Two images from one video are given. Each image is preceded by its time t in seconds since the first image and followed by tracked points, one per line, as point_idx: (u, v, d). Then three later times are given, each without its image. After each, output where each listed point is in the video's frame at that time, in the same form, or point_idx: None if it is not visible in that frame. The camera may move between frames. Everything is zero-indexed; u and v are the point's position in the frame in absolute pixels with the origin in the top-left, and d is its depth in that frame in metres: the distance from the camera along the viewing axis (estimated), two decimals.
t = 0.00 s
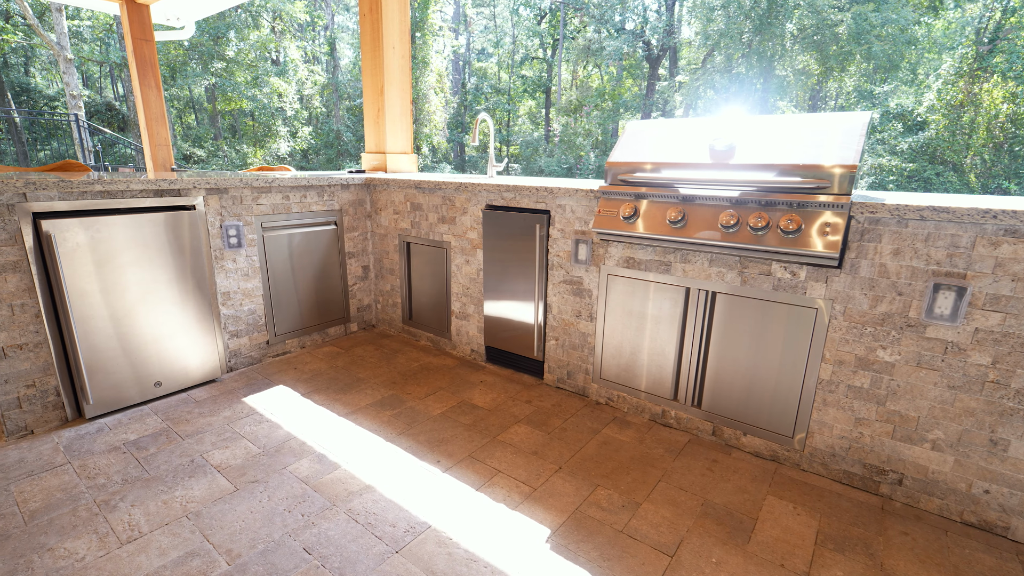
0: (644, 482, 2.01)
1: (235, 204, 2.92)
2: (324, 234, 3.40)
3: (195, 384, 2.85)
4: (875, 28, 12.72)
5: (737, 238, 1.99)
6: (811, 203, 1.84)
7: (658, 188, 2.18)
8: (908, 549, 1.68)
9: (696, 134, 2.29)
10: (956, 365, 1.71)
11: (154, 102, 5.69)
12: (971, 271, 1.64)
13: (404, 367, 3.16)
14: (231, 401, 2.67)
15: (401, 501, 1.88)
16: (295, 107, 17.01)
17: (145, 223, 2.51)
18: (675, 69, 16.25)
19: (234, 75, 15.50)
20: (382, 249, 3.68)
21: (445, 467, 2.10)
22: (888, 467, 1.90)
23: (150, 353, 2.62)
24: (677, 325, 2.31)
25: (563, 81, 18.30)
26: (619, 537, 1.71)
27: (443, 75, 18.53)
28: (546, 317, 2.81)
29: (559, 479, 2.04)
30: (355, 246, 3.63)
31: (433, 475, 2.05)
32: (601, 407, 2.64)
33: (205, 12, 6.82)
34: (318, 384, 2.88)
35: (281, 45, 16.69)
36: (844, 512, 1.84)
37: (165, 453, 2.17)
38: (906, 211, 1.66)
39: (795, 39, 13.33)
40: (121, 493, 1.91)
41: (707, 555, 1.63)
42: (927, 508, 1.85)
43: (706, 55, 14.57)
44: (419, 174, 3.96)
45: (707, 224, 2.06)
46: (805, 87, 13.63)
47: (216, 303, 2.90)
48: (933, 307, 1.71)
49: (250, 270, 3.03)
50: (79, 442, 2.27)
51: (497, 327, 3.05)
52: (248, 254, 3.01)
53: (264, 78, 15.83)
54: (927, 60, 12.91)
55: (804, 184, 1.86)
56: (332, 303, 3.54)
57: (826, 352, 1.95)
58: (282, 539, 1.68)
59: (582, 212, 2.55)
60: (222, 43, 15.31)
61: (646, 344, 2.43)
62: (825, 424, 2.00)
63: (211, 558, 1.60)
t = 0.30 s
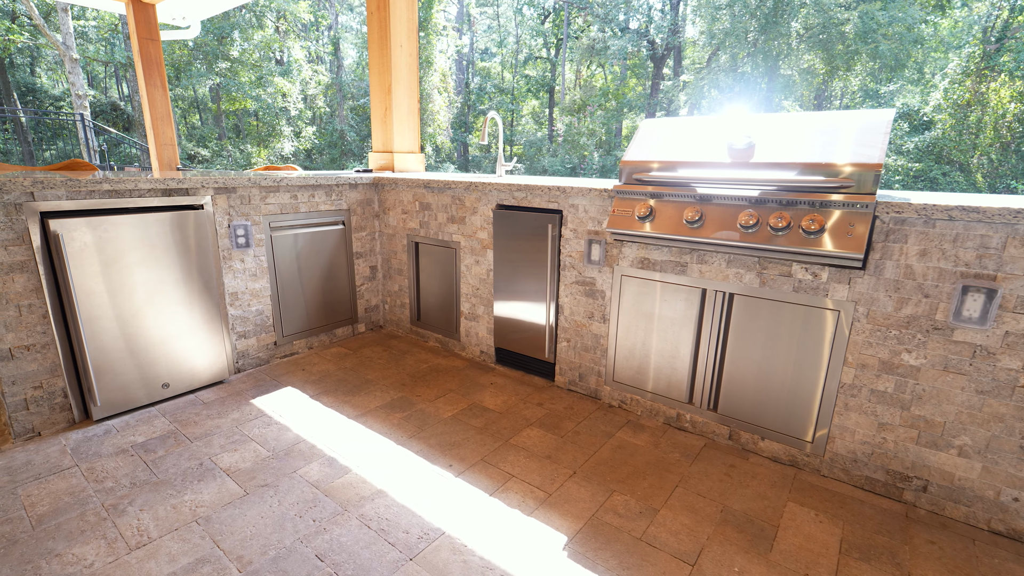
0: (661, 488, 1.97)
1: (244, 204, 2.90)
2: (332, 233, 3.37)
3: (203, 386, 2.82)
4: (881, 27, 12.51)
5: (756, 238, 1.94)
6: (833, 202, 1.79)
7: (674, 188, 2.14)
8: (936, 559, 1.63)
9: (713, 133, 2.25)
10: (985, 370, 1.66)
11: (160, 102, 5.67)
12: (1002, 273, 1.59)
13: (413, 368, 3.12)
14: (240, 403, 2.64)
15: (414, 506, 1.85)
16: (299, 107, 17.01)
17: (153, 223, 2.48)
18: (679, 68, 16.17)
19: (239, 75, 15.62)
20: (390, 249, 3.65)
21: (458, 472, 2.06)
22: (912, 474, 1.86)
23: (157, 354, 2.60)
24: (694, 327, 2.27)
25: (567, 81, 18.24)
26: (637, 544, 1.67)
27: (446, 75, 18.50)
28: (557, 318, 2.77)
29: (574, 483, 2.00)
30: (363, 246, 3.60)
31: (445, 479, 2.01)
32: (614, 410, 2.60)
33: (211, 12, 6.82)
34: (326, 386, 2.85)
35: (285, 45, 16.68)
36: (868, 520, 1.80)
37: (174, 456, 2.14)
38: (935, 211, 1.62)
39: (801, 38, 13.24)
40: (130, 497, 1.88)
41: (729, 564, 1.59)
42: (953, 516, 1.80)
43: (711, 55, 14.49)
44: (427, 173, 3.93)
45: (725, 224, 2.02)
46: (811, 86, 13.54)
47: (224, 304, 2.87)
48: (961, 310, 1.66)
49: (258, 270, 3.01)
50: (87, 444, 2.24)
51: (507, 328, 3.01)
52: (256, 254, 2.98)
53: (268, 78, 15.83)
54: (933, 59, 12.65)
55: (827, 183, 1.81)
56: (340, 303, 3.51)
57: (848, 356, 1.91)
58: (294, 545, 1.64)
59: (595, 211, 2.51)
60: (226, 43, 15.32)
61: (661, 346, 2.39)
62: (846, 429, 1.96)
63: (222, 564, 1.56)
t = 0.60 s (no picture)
0: (679, 494, 1.92)
1: (253, 204, 2.87)
2: (340, 233, 3.34)
3: (211, 387, 2.79)
4: (890, 25, 12.42)
5: (778, 240, 1.90)
6: (858, 203, 1.74)
7: (692, 187, 2.10)
8: (966, 570, 1.58)
9: (732, 132, 2.21)
10: (1017, 375, 1.61)
11: (167, 102, 5.66)
12: None
13: (422, 369, 3.09)
14: (248, 404, 2.61)
15: (427, 512, 1.81)
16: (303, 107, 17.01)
17: (162, 223, 2.45)
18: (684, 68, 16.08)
19: (243, 75, 15.47)
20: (398, 249, 3.62)
21: (471, 476, 2.02)
22: (938, 481, 1.81)
23: (166, 355, 2.57)
24: (711, 329, 2.22)
25: (571, 81, 18.18)
26: (657, 553, 1.63)
27: (450, 75, 18.46)
28: (570, 319, 2.73)
29: (590, 489, 1.95)
30: (371, 246, 3.57)
31: (458, 484, 1.97)
32: (627, 413, 2.56)
33: (216, 12, 6.82)
34: (335, 387, 2.81)
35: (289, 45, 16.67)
36: (893, 529, 1.75)
37: (183, 459, 2.11)
38: (967, 211, 1.56)
39: (807, 37, 13.13)
40: (138, 501, 1.85)
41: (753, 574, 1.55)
42: (981, 525, 1.75)
43: (716, 54, 14.40)
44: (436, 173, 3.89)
45: (745, 224, 1.97)
46: (817, 85, 13.44)
47: (233, 304, 2.85)
48: (992, 312, 1.61)
49: (266, 270, 2.98)
50: (95, 446, 2.21)
51: (518, 329, 2.97)
52: (264, 254, 2.95)
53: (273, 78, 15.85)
54: (940, 58, 12.57)
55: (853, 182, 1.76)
56: (348, 303, 3.48)
57: (872, 360, 1.86)
58: (306, 552, 1.61)
59: (610, 211, 2.46)
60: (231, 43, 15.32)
61: (677, 349, 2.34)
62: (870, 434, 1.91)
63: (233, 571, 1.53)
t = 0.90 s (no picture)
0: (697, 499, 1.88)
1: (261, 203, 2.84)
2: (348, 233, 3.31)
3: (219, 388, 2.76)
4: (897, 24, 12.33)
5: (799, 239, 1.85)
6: (883, 200, 1.70)
7: (708, 186, 2.06)
8: None
9: (750, 129, 2.17)
10: None
11: (172, 101, 5.65)
12: None
13: (431, 371, 3.05)
14: (256, 406, 2.58)
15: (440, 517, 1.77)
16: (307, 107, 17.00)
17: (170, 221, 2.43)
18: (688, 67, 15.99)
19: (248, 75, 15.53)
20: (406, 248, 3.58)
21: (484, 480, 1.99)
22: (965, 487, 1.76)
23: (173, 355, 2.54)
24: (728, 331, 2.18)
25: (575, 81, 18.12)
26: (677, 560, 1.59)
27: (454, 75, 18.43)
28: (582, 320, 2.69)
29: (606, 494, 1.91)
30: (379, 246, 3.54)
31: (471, 488, 1.94)
32: (641, 415, 2.51)
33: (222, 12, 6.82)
34: (343, 389, 2.78)
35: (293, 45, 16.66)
36: (919, 537, 1.70)
37: (191, 462, 2.08)
38: (999, 209, 1.52)
39: (814, 37, 13.04)
40: (147, 504, 1.82)
41: None
42: (1010, 533, 1.70)
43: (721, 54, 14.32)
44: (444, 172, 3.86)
45: (765, 223, 1.93)
46: (823, 85, 13.34)
47: (241, 304, 2.82)
48: None
49: (274, 270, 2.95)
50: (102, 448, 2.18)
51: (529, 330, 2.93)
52: (272, 254, 2.92)
53: (277, 78, 15.86)
54: (946, 58, 12.40)
55: (878, 180, 1.71)
56: (356, 304, 3.45)
57: (897, 363, 1.81)
58: (317, 558, 1.57)
59: (623, 210, 2.42)
60: (235, 43, 15.33)
61: (692, 351, 2.30)
62: (893, 439, 1.86)
63: None
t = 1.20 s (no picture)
0: (714, 504, 1.85)
1: (269, 201, 2.82)
2: (355, 232, 3.28)
3: (226, 389, 2.74)
4: (903, 24, 12.26)
5: (818, 238, 1.81)
6: (904, 198, 1.66)
7: (724, 184, 2.02)
8: None
9: (765, 126, 2.13)
10: None
11: (178, 100, 5.64)
12: None
13: (439, 371, 3.02)
14: (264, 406, 2.56)
15: (453, 520, 1.75)
16: (310, 107, 17.00)
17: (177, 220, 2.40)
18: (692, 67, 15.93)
19: (252, 75, 15.73)
20: (414, 248, 3.56)
21: (496, 483, 1.96)
22: (989, 492, 1.72)
23: (180, 356, 2.52)
24: (743, 332, 2.14)
25: (579, 81, 18.08)
26: (696, 566, 1.56)
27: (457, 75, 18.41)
28: (593, 320, 2.66)
29: (620, 497, 1.88)
30: (387, 245, 3.51)
31: (483, 492, 1.91)
32: (653, 417, 2.48)
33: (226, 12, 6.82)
34: (352, 389, 2.76)
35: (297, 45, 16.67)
36: (943, 543, 1.66)
37: (200, 463, 2.06)
38: None
39: (819, 36, 12.96)
40: (156, 507, 1.79)
41: None
42: None
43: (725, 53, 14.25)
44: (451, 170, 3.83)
45: (783, 222, 1.89)
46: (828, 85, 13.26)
47: (248, 304, 2.80)
48: None
49: (282, 269, 2.93)
50: (110, 449, 2.16)
51: (538, 330, 2.90)
52: (280, 253, 2.90)
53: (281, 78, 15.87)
54: (951, 57, 12.36)
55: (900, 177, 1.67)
56: (363, 303, 3.43)
57: (919, 365, 1.77)
58: (329, 562, 1.55)
59: (636, 209, 2.39)
60: (239, 43, 15.35)
61: (706, 352, 2.26)
62: (915, 442, 1.82)
63: None
